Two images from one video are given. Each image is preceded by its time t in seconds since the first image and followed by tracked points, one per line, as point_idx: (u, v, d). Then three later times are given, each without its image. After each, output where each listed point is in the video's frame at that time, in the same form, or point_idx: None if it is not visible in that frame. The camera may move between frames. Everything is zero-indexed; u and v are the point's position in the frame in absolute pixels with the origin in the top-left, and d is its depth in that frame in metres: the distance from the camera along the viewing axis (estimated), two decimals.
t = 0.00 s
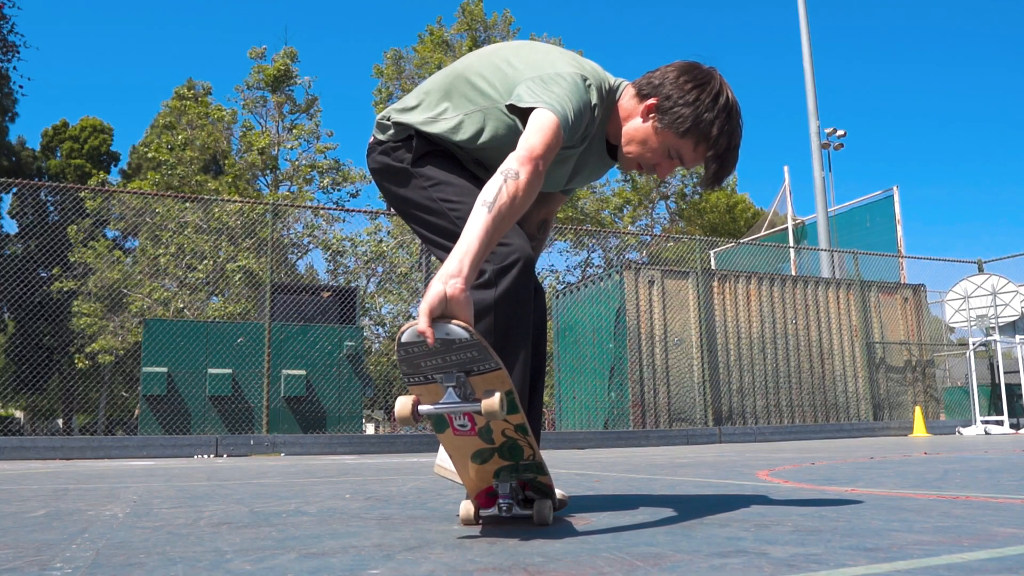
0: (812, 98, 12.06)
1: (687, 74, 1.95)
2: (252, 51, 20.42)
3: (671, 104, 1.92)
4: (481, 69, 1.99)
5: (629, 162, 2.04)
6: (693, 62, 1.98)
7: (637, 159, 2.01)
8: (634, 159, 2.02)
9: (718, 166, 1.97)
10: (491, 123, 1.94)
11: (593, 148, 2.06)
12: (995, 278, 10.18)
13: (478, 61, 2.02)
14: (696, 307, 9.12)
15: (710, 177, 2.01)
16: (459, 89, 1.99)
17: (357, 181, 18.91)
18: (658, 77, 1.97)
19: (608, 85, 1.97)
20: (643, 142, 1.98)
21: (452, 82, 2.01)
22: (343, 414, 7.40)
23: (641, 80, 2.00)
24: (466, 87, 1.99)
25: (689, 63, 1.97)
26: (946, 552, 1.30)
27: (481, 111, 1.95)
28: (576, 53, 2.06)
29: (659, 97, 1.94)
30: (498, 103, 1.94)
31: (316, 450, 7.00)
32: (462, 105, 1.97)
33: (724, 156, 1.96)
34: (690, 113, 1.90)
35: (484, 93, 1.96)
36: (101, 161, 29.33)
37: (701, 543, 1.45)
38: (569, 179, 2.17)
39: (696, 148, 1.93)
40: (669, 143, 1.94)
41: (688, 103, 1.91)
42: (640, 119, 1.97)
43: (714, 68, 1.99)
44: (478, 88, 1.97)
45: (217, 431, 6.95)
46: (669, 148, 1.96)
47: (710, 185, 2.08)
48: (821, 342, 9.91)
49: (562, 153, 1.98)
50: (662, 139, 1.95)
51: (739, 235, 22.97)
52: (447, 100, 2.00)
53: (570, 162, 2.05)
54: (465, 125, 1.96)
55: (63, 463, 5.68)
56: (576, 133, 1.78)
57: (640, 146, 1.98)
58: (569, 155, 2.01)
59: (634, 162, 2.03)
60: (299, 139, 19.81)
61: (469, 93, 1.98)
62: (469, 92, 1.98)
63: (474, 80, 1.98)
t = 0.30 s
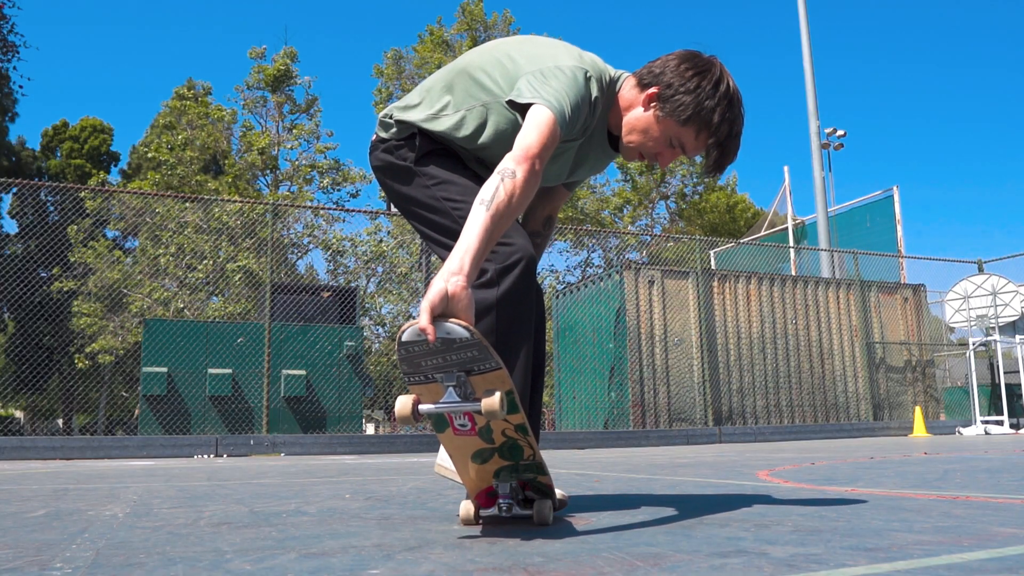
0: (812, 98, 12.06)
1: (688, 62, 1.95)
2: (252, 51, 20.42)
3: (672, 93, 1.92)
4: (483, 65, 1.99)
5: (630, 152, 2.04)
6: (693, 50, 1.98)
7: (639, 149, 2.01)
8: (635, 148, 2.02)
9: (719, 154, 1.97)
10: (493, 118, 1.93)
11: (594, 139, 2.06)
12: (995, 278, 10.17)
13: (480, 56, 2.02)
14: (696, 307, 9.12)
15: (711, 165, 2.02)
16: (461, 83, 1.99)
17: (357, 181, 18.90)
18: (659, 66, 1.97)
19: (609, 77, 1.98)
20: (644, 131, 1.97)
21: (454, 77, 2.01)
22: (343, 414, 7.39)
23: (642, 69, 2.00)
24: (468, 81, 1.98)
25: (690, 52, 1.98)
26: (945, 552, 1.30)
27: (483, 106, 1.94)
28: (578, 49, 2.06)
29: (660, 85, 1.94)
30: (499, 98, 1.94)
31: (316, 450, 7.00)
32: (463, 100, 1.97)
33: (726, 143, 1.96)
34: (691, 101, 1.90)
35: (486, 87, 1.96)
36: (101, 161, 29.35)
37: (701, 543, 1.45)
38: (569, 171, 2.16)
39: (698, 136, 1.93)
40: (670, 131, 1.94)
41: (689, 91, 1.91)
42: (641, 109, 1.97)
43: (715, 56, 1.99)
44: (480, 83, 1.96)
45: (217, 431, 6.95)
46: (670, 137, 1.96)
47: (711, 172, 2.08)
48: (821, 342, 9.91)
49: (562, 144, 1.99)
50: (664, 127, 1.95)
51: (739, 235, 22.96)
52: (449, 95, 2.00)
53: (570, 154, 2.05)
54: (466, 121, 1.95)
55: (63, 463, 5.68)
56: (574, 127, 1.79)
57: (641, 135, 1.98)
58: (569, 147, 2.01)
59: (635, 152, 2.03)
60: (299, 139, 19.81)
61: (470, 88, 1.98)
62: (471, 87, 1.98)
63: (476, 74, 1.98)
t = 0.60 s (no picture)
0: (812, 97, 12.06)
1: (687, 56, 1.95)
2: (252, 51, 20.41)
3: (671, 87, 1.92)
4: (484, 62, 1.98)
5: (629, 147, 2.04)
6: (692, 44, 1.98)
7: (638, 143, 2.01)
8: (634, 143, 2.02)
9: (719, 148, 1.97)
10: (493, 115, 1.93)
11: (593, 134, 2.06)
12: (994, 278, 10.17)
13: (482, 54, 2.02)
14: (696, 307, 9.12)
15: (711, 159, 2.02)
16: (462, 81, 1.99)
17: (357, 181, 18.89)
18: (658, 60, 1.97)
19: (608, 72, 1.98)
20: (643, 125, 1.98)
21: (456, 74, 2.01)
22: (343, 414, 7.40)
23: (641, 64, 2.00)
24: (469, 79, 1.98)
25: (689, 46, 1.98)
26: (946, 552, 1.30)
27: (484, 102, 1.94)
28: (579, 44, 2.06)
29: (659, 79, 1.94)
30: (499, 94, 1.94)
31: (316, 450, 7.00)
32: (464, 98, 1.97)
33: (725, 137, 1.96)
34: (690, 95, 1.90)
35: (487, 85, 1.95)
36: (101, 161, 29.34)
37: (701, 543, 1.45)
38: (570, 167, 2.16)
39: (697, 130, 1.93)
40: (669, 125, 1.94)
41: (688, 85, 1.91)
42: (641, 103, 1.97)
43: (714, 50, 1.99)
44: (481, 80, 1.96)
45: (217, 431, 6.95)
46: (670, 131, 1.96)
47: (711, 167, 2.08)
48: (821, 342, 9.91)
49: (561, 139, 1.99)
50: (664, 122, 1.95)
51: (739, 235, 22.95)
52: (450, 92, 2.00)
53: (568, 147, 2.05)
54: (467, 118, 1.95)
55: (63, 463, 5.68)
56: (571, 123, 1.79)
57: (640, 129, 1.98)
58: (568, 140, 2.01)
59: (634, 147, 2.04)
60: (299, 139, 19.81)
61: (471, 85, 1.97)
62: (472, 84, 1.97)
63: (477, 72, 1.97)
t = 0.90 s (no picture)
0: (812, 98, 12.07)
1: (683, 58, 1.96)
2: (252, 51, 20.41)
3: (667, 89, 1.92)
4: (485, 62, 1.99)
5: (627, 149, 2.04)
6: (689, 46, 1.98)
7: (635, 145, 2.02)
8: (632, 145, 2.03)
9: (715, 150, 1.97)
10: (491, 112, 1.93)
11: (592, 137, 2.06)
12: (995, 278, 10.16)
13: (482, 54, 2.02)
14: (696, 307, 9.12)
15: (708, 161, 2.02)
16: (461, 80, 1.99)
17: (358, 181, 18.88)
18: (655, 62, 1.97)
19: (605, 74, 1.98)
20: (640, 127, 1.98)
21: (456, 73, 2.02)
22: (343, 414, 7.40)
23: (637, 66, 2.00)
24: (468, 78, 1.99)
25: (685, 48, 1.98)
26: (946, 552, 1.30)
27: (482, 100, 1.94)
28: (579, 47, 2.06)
29: (655, 81, 1.94)
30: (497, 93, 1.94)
31: (316, 450, 6.99)
32: (463, 97, 1.97)
33: (722, 139, 1.96)
34: (686, 97, 1.90)
35: (486, 84, 1.96)
36: (101, 161, 29.36)
37: (701, 543, 1.45)
38: (569, 168, 2.16)
39: (693, 132, 1.93)
40: (666, 128, 1.94)
41: (684, 87, 1.91)
42: (637, 105, 1.97)
43: (710, 52, 2.00)
44: (480, 79, 1.96)
45: (217, 431, 6.95)
46: (666, 133, 1.96)
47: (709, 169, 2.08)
48: (821, 342, 9.91)
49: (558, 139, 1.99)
50: (660, 124, 1.95)
51: (739, 235, 22.94)
52: (449, 91, 2.00)
53: (568, 148, 2.05)
54: (465, 117, 1.95)
55: (63, 463, 5.68)
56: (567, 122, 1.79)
57: (638, 131, 1.99)
58: (567, 141, 2.01)
59: (631, 149, 2.04)
60: (299, 139, 19.81)
61: (470, 84, 1.98)
62: (471, 84, 1.98)
63: (476, 72, 1.98)
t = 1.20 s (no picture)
0: (812, 98, 12.06)
1: (680, 65, 1.96)
2: (252, 51, 20.41)
3: (665, 95, 1.92)
4: (483, 68, 1.99)
5: (627, 155, 2.04)
6: (684, 53, 1.99)
7: (634, 152, 2.02)
8: (631, 152, 2.03)
9: (712, 155, 1.97)
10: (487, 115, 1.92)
11: (593, 144, 2.06)
12: (995, 278, 10.15)
13: (479, 60, 2.03)
14: (696, 307, 9.12)
15: (706, 166, 2.02)
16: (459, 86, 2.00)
17: (358, 181, 18.88)
18: (652, 69, 1.98)
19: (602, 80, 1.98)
20: (640, 134, 1.98)
21: (455, 80, 2.03)
22: (343, 414, 7.40)
23: (634, 73, 2.00)
24: (467, 83, 2.00)
25: (681, 55, 1.99)
26: (945, 552, 1.30)
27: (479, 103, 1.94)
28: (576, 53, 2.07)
29: (653, 88, 1.94)
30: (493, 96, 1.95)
31: (316, 450, 6.99)
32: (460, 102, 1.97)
33: (719, 145, 1.96)
34: (684, 103, 1.90)
35: (482, 87, 1.96)
36: (101, 161, 29.35)
37: (701, 543, 1.45)
38: (569, 177, 2.16)
39: (691, 138, 1.93)
40: (664, 134, 1.94)
41: (682, 93, 1.91)
42: (635, 112, 1.97)
43: (706, 58, 2.00)
44: (477, 85, 1.97)
45: (217, 431, 6.95)
46: (665, 139, 1.96)
47: (707, 174, 2.08)
48: (821, 342, 9.92)
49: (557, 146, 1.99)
50: (659, 131, 1.95)
51: (739, 235, 22.96)
52: (447, 97, 2.01)
53: (570, 156, 2.05)
54: (462, 121, 1.95)
55: (63, 463, 5.68)
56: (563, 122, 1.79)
57: (637, 138, 1.99)
58: (567, 149, 2.01)
59: (631, 156, 2.04)
60: (299, 139, 19.81)
61: (467, 89, 1.99)
62: (469, 90, 1.98)
63: (473, 78, 1.99)
